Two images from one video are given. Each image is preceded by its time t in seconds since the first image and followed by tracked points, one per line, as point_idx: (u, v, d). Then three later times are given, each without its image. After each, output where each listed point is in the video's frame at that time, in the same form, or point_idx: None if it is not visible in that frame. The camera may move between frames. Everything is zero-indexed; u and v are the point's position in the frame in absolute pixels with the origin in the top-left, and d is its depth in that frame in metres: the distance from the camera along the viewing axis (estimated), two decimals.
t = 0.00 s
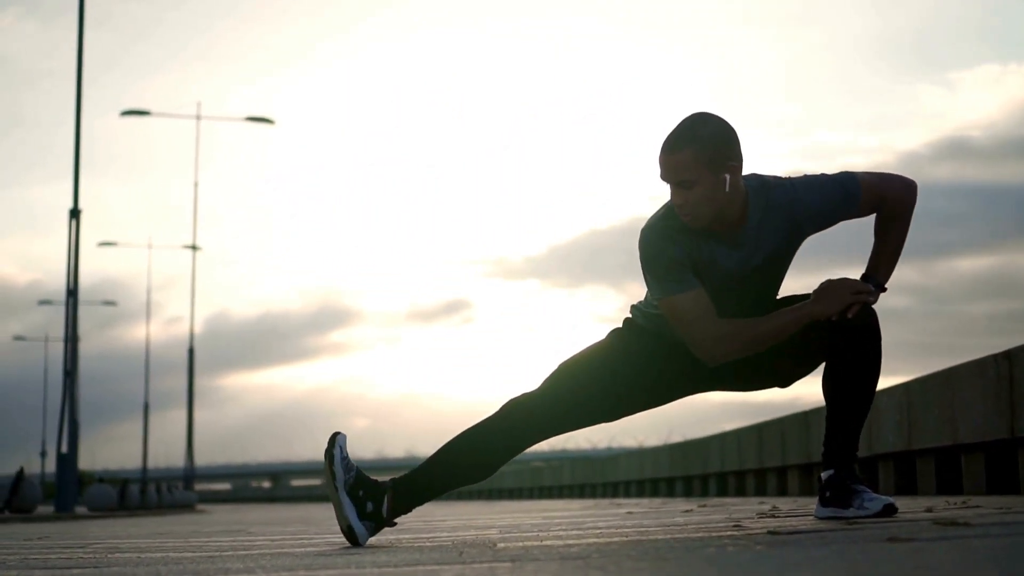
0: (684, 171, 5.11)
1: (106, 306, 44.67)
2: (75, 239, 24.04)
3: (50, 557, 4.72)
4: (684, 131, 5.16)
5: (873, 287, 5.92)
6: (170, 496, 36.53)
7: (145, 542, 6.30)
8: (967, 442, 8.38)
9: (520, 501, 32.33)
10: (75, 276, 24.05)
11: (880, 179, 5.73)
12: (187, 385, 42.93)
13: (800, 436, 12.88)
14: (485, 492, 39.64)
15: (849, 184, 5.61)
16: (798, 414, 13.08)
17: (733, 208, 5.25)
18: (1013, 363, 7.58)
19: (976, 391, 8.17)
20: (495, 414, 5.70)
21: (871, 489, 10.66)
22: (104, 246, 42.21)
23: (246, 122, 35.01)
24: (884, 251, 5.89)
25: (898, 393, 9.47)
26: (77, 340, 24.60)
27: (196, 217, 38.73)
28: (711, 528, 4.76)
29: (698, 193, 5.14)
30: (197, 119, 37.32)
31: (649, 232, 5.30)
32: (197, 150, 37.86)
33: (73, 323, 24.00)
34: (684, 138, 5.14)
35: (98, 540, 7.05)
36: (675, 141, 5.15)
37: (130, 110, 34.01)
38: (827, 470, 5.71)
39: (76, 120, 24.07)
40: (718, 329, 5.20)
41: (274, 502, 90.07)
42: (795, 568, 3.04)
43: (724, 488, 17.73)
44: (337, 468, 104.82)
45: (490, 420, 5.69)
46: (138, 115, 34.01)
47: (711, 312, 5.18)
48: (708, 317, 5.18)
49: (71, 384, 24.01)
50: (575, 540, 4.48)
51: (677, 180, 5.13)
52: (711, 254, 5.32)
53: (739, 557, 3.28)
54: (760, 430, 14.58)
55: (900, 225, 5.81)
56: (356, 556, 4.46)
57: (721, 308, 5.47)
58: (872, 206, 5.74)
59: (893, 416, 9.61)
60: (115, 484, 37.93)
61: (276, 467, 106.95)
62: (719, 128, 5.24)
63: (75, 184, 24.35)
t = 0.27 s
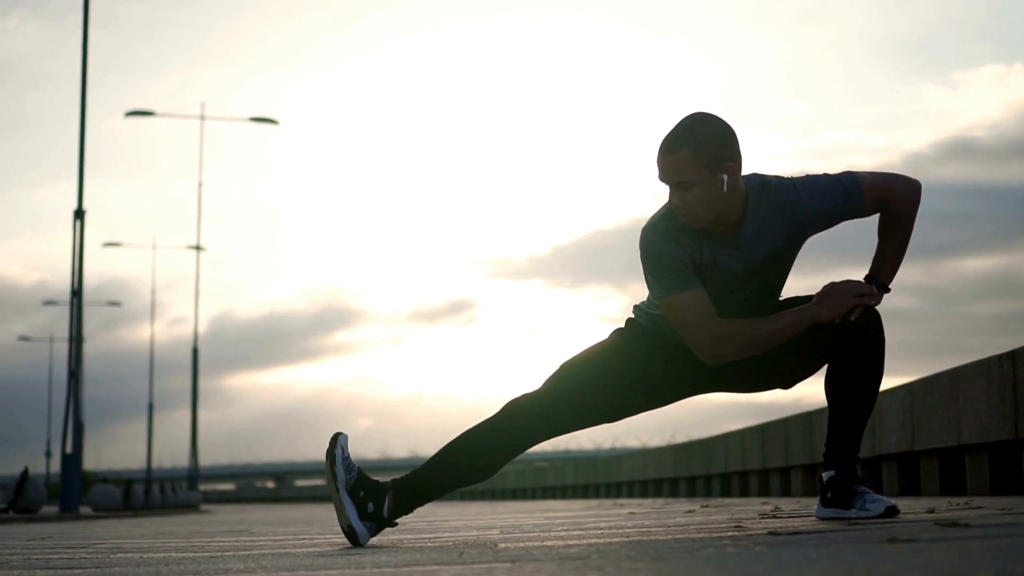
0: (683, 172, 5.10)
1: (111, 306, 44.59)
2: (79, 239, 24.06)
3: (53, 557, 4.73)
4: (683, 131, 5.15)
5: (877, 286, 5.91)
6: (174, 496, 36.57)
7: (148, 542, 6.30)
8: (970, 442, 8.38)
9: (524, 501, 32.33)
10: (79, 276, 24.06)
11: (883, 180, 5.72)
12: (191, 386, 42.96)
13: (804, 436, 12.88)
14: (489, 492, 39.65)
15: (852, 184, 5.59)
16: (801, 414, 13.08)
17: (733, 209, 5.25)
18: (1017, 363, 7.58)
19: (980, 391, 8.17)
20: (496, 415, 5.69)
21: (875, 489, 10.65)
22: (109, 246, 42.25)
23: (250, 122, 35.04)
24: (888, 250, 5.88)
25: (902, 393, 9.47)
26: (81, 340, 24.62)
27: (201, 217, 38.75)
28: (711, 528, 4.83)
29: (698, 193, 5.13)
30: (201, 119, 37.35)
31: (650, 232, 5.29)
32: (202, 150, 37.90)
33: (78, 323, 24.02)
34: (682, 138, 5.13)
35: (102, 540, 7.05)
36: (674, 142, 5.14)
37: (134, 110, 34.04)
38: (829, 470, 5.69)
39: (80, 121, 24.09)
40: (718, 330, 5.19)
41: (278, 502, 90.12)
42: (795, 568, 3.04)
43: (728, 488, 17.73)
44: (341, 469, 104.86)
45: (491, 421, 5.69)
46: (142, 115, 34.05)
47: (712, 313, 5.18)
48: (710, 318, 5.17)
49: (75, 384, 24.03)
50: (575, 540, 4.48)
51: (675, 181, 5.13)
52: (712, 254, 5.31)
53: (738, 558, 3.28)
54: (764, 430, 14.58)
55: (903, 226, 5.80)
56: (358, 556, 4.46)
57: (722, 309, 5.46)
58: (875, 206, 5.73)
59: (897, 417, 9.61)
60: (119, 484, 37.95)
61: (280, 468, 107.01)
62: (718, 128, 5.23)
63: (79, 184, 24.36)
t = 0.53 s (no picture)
0: (675, 173, 5.11)
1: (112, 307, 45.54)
2: (79, 240, 24.06)
3: (52, 558, 4.75)
4: (677, 132, 5.16)
5: (872, 287, 5.92)
6: (175, 496, 36.57)
7: (146, 543, 6.30)
8: (969, 442, 8.38)
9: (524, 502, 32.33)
10: (79, 276, 24.06)
11: (881, 181, 5.70)
12: (191, 386, 42.96)
13: (803, 436, 12.88)
14: (489, 492, 39.65)
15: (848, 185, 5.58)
16: (801, 414, 13.08)
17: (727, 210, 5.25)
18: (1016, 363, 7.58)
19: (979, 391, 8.17)
20: (492, 414, 5.70)
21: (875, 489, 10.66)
22: (109, 245, 42.26)
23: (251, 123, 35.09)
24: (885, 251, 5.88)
25: (902, 393, 9.47)
26: (81, 341, 24.63)
27: (200, 217, 38.73)
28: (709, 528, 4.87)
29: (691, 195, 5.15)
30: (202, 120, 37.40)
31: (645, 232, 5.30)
32: (202, 150, 37.91)
33: (77, 323, 24.02)
34: (676, 140, 5.14)
35: (103, 540, 7.08)
36: (667, 143, 5.15)
37: (135, 110, 34.05)
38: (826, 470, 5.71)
39: (80, 121, 24.09)
40: (713, 331, 5.19)
41: (278, 502, 90.11)
42: (789, 568, 3.05)
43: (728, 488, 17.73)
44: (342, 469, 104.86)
45: (487, 421, 5.69)
46: (142, 116, 34.06)
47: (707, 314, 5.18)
48: (706, 319, 5.17)
49: (74, 385, 24.03)
50: (572, 541, 4.48)
51: (668, 182, 5.14)
52: (708, 254, 5.31)
53: (734, 558, 3.29)
54: (764, 430, 14.58)
55: (900, 225, 5.80)
56: (355, 557, 4.47)
57: (717, 310, 5.47)
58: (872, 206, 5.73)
59: (896, 416, 9.61)
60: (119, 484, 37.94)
61: (280, 468, 107.00)
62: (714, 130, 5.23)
63: (78, 184, 24.35)
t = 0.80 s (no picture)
0: (669, 183, 5.11)
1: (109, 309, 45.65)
2: (81, 241, 24.08)
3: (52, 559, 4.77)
4: (672, 141, 5.15)
5: (868, 288, 5.92)
6: (176, 497, 36.57)
7: (145, 544, 6.29)
8: (970, 443, 8.38)
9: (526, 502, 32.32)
10: (81, 277, 24.07)
11: (872, 183, 5.71)
12: (193, 387, 42.98)
13: (805, 436, 12.87)
14: (491, 493, 39.64)
15: (841, 188, 5.60)
16: (803, 415, 13.07)
17: (720, 217, 5.25)
18: (1016, 364, 7.57)
19: (979, 392, 8.16)
20: (493, 415, 5.70)
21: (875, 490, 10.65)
22: (110, 246, 42.29)
23: (252, 123, 35.10)
24: (879, 252, 5.88)
25: (902, 394, 9.46)
26: (82, 341, 24.66)
27: (202, 218, 38.73)
28: (708, 529, 4.80)
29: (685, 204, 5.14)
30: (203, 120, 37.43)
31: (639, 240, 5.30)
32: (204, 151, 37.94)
33: (79, 324, 24.03)
34: (669, 149, 5.13)
35: (106, 541, 7.10)
36: (660, 152, 5.14)
37: (137, 111, 34.09)
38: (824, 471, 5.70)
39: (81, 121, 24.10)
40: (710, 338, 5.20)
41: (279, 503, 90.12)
42: (782, 569, 3.05)
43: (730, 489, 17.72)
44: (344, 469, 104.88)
45: (488, 423, 5.69)
46: (144, 117, 34.10)
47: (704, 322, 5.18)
48: (701, 326, 5.17)
49: (76, 386, 24.04)
50: (569, 542, 4.47)
51: (662, 192, 5.14)
52: (704, 262, 5.32)
53: (729, 558, 3.32)
54: (765, 431, 14.58)
55: (894, 227, 5.80)
56: (351, 558, 4.46)
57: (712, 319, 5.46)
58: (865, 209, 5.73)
59: (896, 417, 9.61)
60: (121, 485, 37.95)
61: (281, 469, 107.01)
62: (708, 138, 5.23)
63: (80, 185, 24.36)
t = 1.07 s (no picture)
0: (665, 189, 5.12)
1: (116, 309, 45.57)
2: (85, 241, 24.12)
3: (56, 559, 4.81)
4: (667, 148, 5.16)
5: (866, 290, 5.90)
6: (182, 497, 36.62)
7: (147, 544, 6.29)
8: (975, 444, 8.36)
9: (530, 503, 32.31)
10: (85, 278, 24.10)
11: (868, 185, 5.69)
12: (198, 389, 43.02)
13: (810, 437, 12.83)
14: (496, 494, 39.64)
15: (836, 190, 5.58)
16: (807, 416, 13.04)
17: (716, 225, 5.27)
18: (1021, 366, 7.55)
19: (984, 393, 8.14)
20: (497, 416, 5.70)
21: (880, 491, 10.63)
22: (115, 246, 42.35)
23: (257, 123, 35.13)
24: (877, 254, 5.86)
25: (907, 395, 9.44)
26: (87, 342, 24.70)
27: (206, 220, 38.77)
28: (708, 532, 4.64)
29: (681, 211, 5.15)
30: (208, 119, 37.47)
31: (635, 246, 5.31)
32: (209, 151, 37.98)
33: (83, 324, 24.06)
34: (666, 155, 5.14)
35: (110, 540, 7.13)
36: (656, 159, 5.15)
37: (142, 112, 34.14)
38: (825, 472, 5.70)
39: (86, 122, 24.14)
40: (709, 344, 5.21)
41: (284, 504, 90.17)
42: (780, 571, 3.04)
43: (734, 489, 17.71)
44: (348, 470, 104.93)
45: (492, 424, 5.69)
46: (148, 117, 34.13)
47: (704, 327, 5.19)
48: (701, 332, 5.19)
49: (80, 386, 24.06)
50: (569, 543, 4.47)
51: (658, 199, 5.15)
52: (701, 269, 5.34)
53: (728, 558, 3.34)
54: (770, 432, 14.56)
55: (892, 229, 5.76)
56: (352, 559, 4.45)
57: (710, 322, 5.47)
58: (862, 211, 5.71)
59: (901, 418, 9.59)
60: (125, 486, 37.99)
61: (287, 470, 107.08)
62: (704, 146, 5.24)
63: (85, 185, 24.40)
